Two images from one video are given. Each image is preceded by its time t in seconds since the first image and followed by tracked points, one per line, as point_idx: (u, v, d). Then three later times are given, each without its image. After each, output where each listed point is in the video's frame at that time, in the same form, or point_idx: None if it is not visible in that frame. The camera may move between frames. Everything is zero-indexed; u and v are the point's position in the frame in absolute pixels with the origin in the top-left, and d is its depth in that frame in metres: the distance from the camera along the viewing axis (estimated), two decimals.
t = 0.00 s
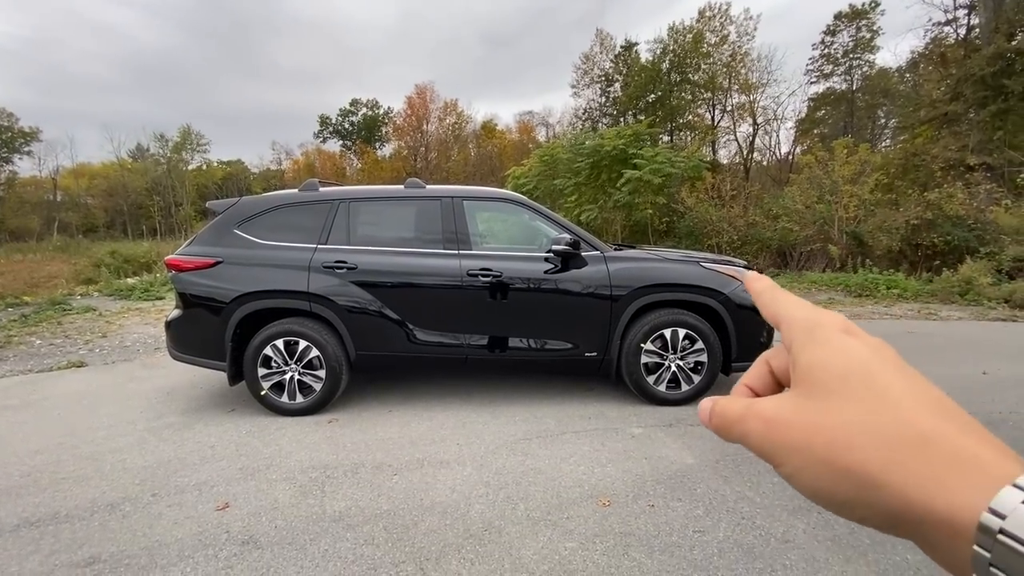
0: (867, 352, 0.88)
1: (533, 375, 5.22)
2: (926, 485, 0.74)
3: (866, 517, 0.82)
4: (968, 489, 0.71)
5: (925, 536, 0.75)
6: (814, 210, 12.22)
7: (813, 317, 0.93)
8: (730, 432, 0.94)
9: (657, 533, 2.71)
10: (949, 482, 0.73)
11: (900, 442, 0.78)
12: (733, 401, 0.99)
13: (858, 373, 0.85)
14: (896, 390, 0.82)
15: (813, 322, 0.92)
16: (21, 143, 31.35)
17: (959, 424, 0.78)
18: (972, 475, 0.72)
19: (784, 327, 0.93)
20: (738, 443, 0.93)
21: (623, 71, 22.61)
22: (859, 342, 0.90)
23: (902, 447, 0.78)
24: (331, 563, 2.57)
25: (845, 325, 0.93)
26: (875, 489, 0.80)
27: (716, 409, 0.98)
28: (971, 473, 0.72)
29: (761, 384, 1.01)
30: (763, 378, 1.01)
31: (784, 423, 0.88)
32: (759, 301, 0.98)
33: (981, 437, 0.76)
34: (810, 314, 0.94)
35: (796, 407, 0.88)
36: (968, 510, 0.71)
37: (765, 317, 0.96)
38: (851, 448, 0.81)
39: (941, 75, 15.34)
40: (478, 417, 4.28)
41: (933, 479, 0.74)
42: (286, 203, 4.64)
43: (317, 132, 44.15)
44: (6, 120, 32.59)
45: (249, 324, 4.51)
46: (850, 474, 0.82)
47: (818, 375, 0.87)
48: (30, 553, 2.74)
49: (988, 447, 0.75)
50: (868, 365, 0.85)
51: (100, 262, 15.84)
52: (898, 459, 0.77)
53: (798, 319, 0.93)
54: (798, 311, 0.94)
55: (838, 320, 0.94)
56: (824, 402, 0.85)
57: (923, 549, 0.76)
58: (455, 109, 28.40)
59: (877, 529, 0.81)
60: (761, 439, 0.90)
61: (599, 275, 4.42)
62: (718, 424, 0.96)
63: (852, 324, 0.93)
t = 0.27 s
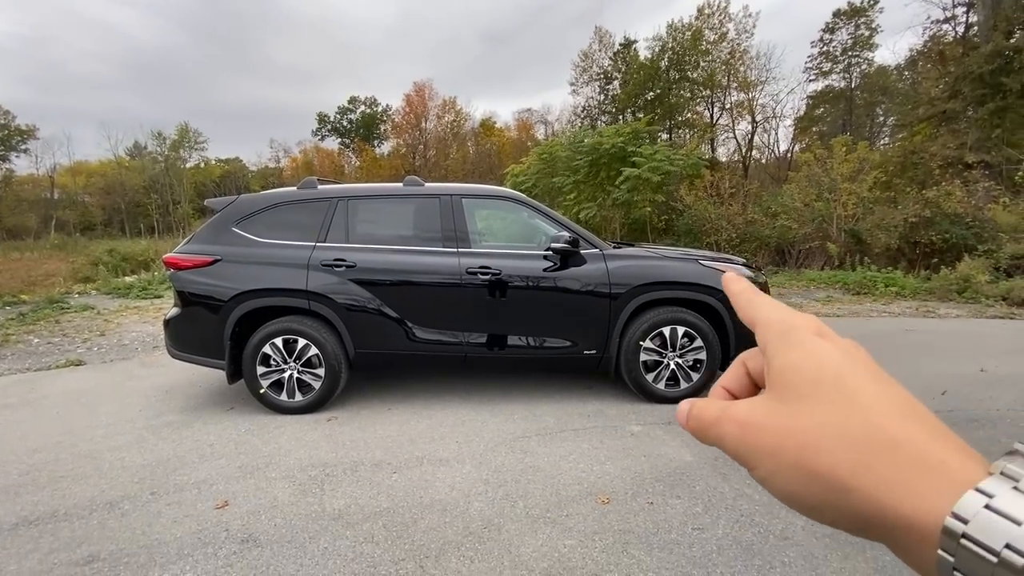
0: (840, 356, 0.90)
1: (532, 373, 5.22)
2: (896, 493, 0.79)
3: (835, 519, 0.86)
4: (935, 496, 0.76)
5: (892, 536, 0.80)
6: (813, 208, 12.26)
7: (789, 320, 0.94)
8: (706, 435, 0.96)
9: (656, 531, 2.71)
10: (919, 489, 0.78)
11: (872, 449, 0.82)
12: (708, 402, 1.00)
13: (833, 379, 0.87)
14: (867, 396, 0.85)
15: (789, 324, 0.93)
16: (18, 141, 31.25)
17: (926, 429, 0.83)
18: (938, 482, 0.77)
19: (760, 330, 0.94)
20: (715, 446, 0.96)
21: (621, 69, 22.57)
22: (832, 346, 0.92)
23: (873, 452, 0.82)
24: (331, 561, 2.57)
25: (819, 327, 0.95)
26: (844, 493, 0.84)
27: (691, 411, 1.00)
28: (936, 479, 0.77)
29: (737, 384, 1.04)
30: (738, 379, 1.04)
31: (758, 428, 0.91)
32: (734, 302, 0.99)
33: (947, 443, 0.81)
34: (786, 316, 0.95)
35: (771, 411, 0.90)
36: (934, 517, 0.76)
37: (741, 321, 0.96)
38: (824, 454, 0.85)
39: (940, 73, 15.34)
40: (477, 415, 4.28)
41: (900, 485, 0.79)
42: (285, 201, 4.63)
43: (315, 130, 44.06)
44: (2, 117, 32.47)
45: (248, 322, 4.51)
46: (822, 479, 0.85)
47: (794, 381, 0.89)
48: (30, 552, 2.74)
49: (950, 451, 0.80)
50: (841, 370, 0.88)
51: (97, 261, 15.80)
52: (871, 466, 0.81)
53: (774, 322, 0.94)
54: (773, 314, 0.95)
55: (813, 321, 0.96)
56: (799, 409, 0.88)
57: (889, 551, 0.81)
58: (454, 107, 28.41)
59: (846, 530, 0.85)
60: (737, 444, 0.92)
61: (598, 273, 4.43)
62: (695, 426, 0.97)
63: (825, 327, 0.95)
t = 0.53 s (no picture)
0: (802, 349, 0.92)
1: (531, 371, 5.23)
2: (853, 486, 0.81)
3: (793, 511, 0.87)
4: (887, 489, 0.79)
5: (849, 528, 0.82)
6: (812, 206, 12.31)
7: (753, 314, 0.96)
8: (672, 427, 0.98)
9: (655, 528, 2.72)
10: (874, 485, 0.80)
11: (829, 444, 0.83)
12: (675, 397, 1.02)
13: (793, 371, 0.89)
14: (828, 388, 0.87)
15: (751, 318, 0.96)
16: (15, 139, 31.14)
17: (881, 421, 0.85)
18: (892, 475, 0.79)
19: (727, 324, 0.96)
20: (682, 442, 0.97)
21: (620, 66, 22.54)
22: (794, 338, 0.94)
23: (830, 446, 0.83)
24: (331, 558, 2.58)
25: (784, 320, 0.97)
26: (804, 486, 0.85)
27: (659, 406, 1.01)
28: (889, 473, 0.80)
29: (704, 377, 1.06)
30: (706, 372, 1.06)
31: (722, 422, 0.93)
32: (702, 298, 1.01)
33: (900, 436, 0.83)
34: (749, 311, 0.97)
35: (733, 406, 0.92)
36: (887, 512, 0.78)
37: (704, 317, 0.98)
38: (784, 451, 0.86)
39: (939, 71, 15.36)
40: (477, 413, 4.29)
41: (855, 479, 0.81)
42: (283, 198, 4.63)
43: (314, 128, 43.98)
44: None
45: (247, 320, 4.50)
46: (780, 472, 0.87)
47: (755, 375, 0.91)
48: (30, 550, 2.75)
49: (906, 444, 0.83)
50: (801, 363, 0.89)
51: (95, 259, 15.77)
52: (826, 460, 0.83)
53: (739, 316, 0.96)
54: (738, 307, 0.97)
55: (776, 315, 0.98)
56: (760, 402, 0.89)
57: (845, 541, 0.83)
58: (453, 105, 28.40)
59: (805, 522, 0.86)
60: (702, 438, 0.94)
61: (598, 271, 4.43)
62: (662, 421, 0.99)
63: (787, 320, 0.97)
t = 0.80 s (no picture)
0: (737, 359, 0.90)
1: (530, 369, 5.23)
2: (796, 497, 0.80)
3: (741, 525, 0.86)
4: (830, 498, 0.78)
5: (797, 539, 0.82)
6: (811, 203, 12.38)
7: (686, 325, 0.93)
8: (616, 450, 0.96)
9: (654, 525, 2.73)
10: (819, 495, 0.79)
11: (771, 455, 0.82)
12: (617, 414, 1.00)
13: (731, 384, 0.87)
14: (768, 398, 0.86)
15: (686, 328, 0.93)
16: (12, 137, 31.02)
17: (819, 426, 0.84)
18: (834, 483, 0.79)
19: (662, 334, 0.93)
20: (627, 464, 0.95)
21: (620, 64, 22.54)
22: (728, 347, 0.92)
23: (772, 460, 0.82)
24: (332, 556, 2.58)
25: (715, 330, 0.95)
26: (749, 501, 0.84)
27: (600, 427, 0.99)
28: (832, 482, 0.79)
29: (642, 391, 1.04)
30: (643, 385, 1.04)
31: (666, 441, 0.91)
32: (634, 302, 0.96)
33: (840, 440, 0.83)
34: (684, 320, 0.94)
35: (675, 426, 0.91)
36: (832, 522, 0.77)
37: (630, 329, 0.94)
38: (729, 466, 0.85)
39: (938, 69, 15.39)
40: (477, 411, 4.29)
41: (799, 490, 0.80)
42: (282, 196, 4.62)
43: (313, 126, 43.94)
44: None
45: (246, 319, 4.50)
46: (727, 487, 0.86)
47: (694, 390, 0.89)
48: (29, 548, 2.75)
49: (845, 447, 0.82)
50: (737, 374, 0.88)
51: (93, 257, 15.74)
52: (769, 474, 0.82)
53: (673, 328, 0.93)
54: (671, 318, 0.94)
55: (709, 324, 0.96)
56: (699, 419, 0.88)
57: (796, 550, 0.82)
58: (452, 103, 28.42)
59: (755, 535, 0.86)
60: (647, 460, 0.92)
61: (597, 269, 4.43)
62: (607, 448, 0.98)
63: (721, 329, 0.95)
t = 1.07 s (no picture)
0: (841, 336, 0.86)
1: (529, 367, 5.24)
2: (838, 481, 0.77)
3: (767, 487, 0.84)
4: (875, 489, 0.74)
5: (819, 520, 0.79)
6: (810, 202, 12.36)
7: (804, 288, 0.90)
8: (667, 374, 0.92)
9: (653, 522, 2.73)
10: (865, 487, 0.75)
11: (832, 433, 0.79)
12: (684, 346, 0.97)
13: (819, 356, 0.84)
14: (851, 380, 0.82)
15: (800, 290, 0.89)
16: (9, 135, 30.92)
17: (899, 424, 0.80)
18: (886, 477, 0.75)
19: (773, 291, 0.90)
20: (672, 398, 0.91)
21: (619, 62, 22.55)
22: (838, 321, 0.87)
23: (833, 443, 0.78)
24: (330, 554, 2.59)
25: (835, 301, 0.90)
26: (785, 470, 0.81)
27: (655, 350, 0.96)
28: (885, 475, 0.75)
29: (710, 334, 0.99)
30: (713, 328, 0.99)
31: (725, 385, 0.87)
32: (746, 260, 0.97)
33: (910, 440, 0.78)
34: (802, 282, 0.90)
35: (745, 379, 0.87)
36: (869, 513, 0.74)
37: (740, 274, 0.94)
38: (782, 432, 0.82)
39: (936, 68, 15.39)
40: (476, 409, 4.29)
41: (852, 479, 0.76)
42: (280, 194, 4.62)
43: (311, 124, 43.90)
44: None
45: (244, 317, 4.50)
46: (773, 456, 0.82)
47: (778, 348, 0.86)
48: (27, 546, 2.75)
49: (914, 450, 0.77)
50: (832, 349, 0.84)
51: (91, 255, 15.72)
52: (828, 453, 0.78)
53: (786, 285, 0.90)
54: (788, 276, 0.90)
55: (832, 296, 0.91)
56: (769, 382, 0.85)
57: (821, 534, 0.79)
58: (451, 101, 28.41)
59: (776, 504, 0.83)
60: (697, 397, 0.88)
61: (596, 267, 4.43)
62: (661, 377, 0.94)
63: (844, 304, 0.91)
